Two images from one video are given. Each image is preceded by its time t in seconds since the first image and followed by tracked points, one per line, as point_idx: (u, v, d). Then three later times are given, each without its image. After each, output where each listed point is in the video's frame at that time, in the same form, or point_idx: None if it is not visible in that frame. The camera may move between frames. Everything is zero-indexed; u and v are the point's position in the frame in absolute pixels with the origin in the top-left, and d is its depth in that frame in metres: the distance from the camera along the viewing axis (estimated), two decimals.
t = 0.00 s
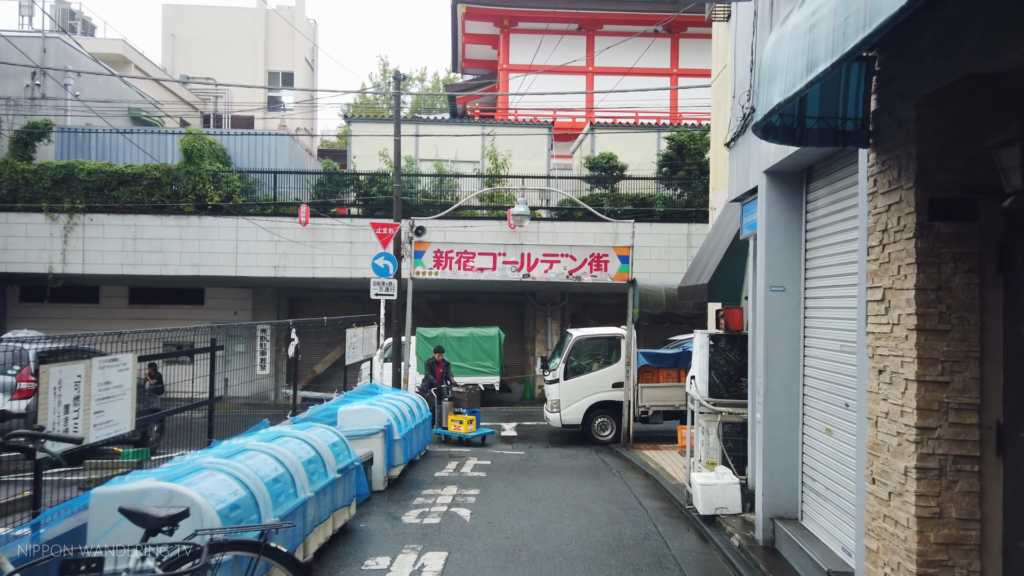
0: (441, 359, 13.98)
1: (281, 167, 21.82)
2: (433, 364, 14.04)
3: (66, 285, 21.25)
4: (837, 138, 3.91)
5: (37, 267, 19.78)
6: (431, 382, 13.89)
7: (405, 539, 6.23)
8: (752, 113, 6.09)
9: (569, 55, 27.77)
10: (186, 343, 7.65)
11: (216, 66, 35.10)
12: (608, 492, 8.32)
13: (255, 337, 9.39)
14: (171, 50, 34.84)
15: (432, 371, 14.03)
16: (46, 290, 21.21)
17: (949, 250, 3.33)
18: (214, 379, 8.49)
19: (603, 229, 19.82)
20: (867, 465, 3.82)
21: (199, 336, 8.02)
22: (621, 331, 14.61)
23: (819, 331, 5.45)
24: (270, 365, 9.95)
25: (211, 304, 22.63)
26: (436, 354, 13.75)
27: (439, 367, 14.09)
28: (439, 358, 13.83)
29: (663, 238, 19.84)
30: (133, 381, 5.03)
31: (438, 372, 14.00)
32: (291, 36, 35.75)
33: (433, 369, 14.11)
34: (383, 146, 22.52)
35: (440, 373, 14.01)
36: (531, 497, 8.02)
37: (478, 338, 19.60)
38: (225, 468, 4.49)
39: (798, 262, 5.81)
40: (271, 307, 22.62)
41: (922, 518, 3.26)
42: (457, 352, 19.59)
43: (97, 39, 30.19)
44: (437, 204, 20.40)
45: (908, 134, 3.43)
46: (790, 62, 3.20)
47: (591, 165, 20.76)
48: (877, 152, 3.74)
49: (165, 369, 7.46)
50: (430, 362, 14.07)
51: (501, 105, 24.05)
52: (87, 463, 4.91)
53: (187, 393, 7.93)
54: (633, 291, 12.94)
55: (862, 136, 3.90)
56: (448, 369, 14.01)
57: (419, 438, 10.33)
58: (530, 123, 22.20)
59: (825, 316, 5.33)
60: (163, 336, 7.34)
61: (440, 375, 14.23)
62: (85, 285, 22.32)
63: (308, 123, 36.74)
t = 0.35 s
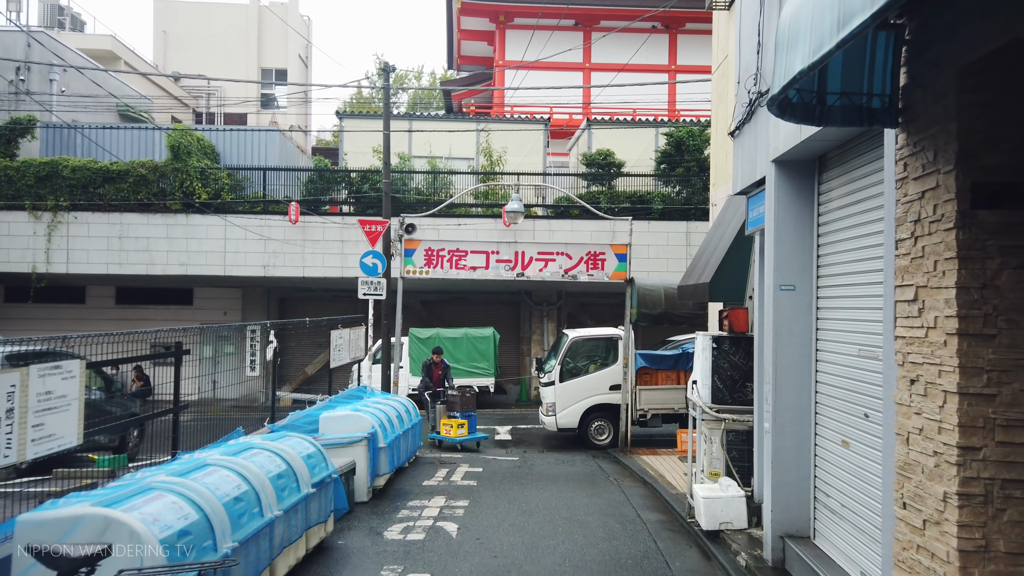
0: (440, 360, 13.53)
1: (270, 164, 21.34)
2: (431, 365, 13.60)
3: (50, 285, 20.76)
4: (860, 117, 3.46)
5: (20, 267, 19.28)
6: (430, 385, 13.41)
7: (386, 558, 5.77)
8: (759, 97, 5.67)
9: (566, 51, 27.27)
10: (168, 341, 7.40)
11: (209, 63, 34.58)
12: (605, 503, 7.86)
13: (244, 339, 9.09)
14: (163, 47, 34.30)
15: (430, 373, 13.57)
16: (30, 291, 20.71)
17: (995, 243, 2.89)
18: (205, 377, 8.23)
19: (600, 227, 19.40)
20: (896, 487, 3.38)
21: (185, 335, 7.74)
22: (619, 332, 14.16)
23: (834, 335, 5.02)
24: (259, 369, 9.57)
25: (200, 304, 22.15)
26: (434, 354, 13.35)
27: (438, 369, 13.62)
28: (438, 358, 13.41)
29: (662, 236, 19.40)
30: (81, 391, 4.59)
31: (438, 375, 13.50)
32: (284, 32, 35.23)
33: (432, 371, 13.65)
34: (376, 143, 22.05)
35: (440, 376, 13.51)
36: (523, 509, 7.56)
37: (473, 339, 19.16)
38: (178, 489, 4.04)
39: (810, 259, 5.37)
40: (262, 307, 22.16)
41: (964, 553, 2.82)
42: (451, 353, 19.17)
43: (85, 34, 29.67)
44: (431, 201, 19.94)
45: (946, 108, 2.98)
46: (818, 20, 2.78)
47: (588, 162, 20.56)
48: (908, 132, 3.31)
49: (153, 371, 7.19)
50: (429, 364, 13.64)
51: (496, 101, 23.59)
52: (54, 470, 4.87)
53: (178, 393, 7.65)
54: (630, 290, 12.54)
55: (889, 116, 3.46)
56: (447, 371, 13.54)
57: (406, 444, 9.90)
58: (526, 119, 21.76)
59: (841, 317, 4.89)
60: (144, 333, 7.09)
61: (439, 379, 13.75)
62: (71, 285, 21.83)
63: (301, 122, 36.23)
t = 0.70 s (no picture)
0: (434, 363, 12.80)
1: (258, 161, 20.85)
2: (425, 369, 12.84)
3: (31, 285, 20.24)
4: (889, 93, 3.08)
5: None
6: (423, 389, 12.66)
7: None
8: (766, 82, 5.29)
9: (560, 47, 26.84)
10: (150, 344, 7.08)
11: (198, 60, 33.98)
12: (599, 514, 7.45)
13: (237, 341, 8.71)
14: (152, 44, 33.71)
15: (423, 377, 12.81)
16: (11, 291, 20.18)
17: None
18: (194, 382, 7.89)
19: (594, 226, 19.03)
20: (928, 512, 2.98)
21: (169, 338, 7.40)
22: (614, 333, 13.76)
23: (848, 338, 4.62)
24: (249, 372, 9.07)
25: (187, 305, 21.67)
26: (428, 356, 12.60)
27: (433, 373, 12.89)
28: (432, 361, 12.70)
29: (657, 235, 19.00)
30: (19, 401, 4.18)
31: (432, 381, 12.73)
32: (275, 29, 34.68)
33: (425, 375, 12.88)
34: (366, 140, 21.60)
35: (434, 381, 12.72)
36: (513, 522, 7.13)
37: (464, 340, 18.74)
38: (121, 515, 3.62)
39: (821, 256, 4.98)
40: (249, 307, 21.68)
41: None
42: (443, 354, 18.76)
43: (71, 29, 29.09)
44: (422, 199, 19.52)
45: (994, 79, 2.60)
46: None
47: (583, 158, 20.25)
48: (945, 111, 2.93)
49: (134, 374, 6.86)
50: (423, 368, 12.90)
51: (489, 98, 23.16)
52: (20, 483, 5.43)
53: (159, 397, 7.30)
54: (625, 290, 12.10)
55: (924, 94, 3.07)
56: (441, 374, 12.78)
57: (391, 451, 9.50)
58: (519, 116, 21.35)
59: (857, 318, 4.48)
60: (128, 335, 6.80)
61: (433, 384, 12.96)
62: (54, 285, 21.33)
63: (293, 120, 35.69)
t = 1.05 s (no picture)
0: (428, 364, 12.47)
1: (245, 157, 20.35)
2: (419, 370, 12.48)
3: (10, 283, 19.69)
4: (931, 47, 3.03)
5: None
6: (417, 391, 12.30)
7: None
8: (776, 59, 4.91)
9: (554, 43, 26.44)
10: (135, 344, 6.84)
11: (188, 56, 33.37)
12: (593, 526, 7.00)
13: (221, 339, 8.46)
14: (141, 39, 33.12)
15: (418, 379, 12.43)
16: None
17: None
18: (180, 383, 7.64)
19: (589, 223, 18.63)
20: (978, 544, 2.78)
21: (156, 338, 7.15)
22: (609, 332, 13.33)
23: (868, 337, 4.21)
24: (235, 371, 8.90)
25: (172, 304, 21.15)
26: (422, 356, 12.22)
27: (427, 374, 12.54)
28: (425, 361, 12.37)
29: (653, 233, 18.59)
30: None
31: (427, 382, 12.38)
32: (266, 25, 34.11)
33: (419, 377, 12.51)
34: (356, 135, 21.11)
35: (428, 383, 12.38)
36: (502, 534, 6.69)
37: (456, 340, 18.33)
38: (46, 544, 3.22)
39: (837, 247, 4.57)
40: (236, 307, 21.18)
41: None
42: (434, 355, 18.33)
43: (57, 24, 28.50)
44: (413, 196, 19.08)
45: None
46: None
47: (577, 156, 19.52)
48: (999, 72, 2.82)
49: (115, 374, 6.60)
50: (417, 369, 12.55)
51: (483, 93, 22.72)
52: None
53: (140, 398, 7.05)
54: (621, 288, 11.66)
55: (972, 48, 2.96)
56: (436, 375, 12.45)
57: (375, 457, 9.04)
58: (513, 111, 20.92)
59: (880, 315, 4.07)
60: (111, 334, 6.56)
61: (428, 386, 12.61)
62: (35, 284, 20.80)
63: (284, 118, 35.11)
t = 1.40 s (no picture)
0: (427, 367, 11.89)
1: (237, 152, 19.88)
2: (419, 374, 11.90)
3: None
4: None
5: None
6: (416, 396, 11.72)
7: None
8: (797, 29, 4.48)
9: (553, 39, 25.99)
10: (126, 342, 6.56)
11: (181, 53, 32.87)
12: (594, 539, 6.55)
13: (213, 341, 8.17)
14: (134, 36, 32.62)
15: (417, 383, 11.84)
16: None
17: None
18: (174, 383, 7.31)
19: (589, 220, 18.20)
20: None
21: (146, 338, 6.86)
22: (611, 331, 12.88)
23: (906, 338, 3.79)
24: (228, 370, 8.48)
25: (163, 304, 20.68)
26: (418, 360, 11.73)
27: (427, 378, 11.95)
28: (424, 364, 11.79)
29: (655, 230, 18.16)
30: None
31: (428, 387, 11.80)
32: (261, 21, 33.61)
33: (419, 381, 11.93)
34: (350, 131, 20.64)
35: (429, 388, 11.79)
36: (498, 548, 6.25)
37: (453, 340, 17.91)
38: None
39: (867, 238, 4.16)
40: (228, 306, 20.71)
41: None
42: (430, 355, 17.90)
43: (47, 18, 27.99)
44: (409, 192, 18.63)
45: None
46: None
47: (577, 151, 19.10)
48: None
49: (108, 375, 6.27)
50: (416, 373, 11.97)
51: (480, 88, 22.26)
52: None
53: (134, 400, 6.70)
54: (623, 285, 11.22)
55: None
56: (436, 378, 11.87)
57: (365, 464, 8.59)
58: (511, 106, 20.47)
59: (923, 311, 3.63)
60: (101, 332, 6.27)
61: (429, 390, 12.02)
62: (23, 283, 20.33)
63: (280, 116, 34.61)
